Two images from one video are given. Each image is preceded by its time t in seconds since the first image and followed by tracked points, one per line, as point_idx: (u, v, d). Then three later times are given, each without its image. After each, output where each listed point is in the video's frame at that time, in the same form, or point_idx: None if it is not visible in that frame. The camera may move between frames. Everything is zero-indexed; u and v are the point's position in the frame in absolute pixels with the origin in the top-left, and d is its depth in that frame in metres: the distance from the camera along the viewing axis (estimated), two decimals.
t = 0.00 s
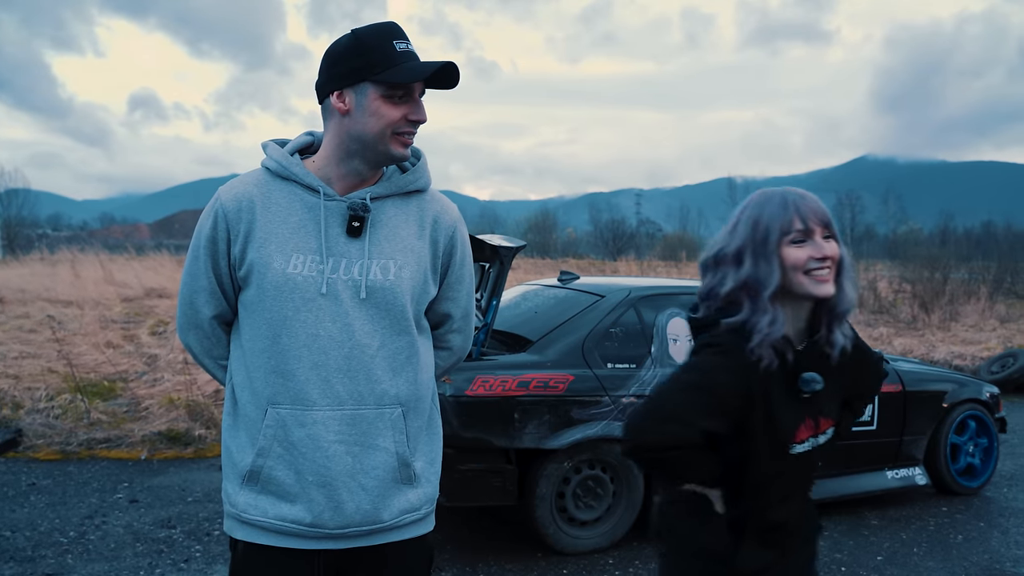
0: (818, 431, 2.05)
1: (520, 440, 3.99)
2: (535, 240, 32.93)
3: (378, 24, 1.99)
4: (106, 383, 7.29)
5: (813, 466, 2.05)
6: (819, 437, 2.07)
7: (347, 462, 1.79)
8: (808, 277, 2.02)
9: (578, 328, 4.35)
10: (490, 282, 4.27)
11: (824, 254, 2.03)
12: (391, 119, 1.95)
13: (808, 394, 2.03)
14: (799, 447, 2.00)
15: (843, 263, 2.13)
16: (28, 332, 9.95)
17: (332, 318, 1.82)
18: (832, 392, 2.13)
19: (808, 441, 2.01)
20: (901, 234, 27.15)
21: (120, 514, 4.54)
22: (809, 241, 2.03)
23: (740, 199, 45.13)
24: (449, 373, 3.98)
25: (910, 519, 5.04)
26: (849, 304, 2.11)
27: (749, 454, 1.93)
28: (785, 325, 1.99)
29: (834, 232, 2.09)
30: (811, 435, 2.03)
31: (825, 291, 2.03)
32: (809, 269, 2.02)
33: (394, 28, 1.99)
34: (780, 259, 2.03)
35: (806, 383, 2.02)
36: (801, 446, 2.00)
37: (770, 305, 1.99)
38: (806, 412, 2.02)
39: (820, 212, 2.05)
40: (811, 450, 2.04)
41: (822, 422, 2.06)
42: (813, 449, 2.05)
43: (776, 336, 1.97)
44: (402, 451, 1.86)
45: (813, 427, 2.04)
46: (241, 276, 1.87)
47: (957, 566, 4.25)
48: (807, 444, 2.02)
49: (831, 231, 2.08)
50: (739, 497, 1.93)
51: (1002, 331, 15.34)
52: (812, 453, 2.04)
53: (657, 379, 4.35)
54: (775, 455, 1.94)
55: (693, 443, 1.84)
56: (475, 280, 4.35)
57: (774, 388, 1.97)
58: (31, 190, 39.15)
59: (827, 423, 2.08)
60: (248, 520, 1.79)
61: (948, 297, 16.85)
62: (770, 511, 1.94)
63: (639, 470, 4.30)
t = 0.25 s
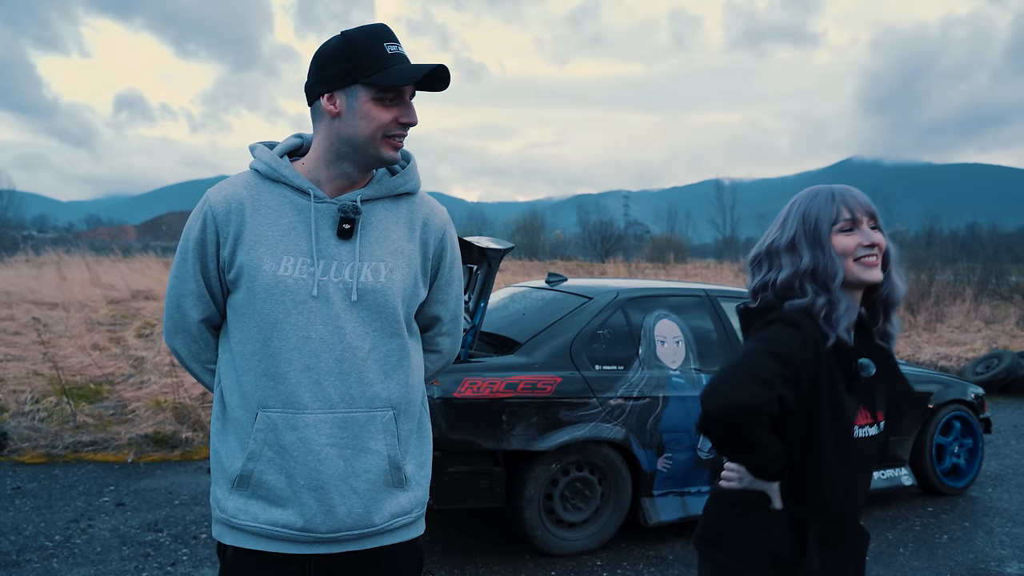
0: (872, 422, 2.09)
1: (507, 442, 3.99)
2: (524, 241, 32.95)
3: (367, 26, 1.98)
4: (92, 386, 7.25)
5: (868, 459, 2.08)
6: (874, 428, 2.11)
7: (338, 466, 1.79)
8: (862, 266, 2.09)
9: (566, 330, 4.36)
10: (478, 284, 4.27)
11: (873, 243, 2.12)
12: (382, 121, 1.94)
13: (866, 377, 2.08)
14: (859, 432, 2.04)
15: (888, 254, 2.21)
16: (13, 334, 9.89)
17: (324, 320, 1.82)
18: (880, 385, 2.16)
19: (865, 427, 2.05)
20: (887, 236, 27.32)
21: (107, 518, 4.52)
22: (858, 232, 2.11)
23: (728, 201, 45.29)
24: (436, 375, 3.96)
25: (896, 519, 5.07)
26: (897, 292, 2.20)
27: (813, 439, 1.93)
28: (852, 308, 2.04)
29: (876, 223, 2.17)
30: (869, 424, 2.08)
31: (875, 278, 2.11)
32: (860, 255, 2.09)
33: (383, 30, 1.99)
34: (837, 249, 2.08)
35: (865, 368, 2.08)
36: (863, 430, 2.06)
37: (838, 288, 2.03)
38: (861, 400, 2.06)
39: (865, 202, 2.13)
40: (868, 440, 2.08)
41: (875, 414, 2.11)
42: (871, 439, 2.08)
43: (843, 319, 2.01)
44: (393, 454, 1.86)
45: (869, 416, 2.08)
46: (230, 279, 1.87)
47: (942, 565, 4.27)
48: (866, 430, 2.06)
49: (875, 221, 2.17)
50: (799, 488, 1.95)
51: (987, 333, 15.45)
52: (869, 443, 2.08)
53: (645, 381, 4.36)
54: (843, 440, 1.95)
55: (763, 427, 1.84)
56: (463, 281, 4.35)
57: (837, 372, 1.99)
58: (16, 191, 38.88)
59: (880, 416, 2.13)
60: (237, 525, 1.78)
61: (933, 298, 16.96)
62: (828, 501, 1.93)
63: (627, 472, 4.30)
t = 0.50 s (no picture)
0: (867, 405, 2.00)
1: (496, 443, 4.00)
2: (514, 243, 32.97)
3: (361, 29, 1.99)
4: (79, 388, 7.21)
5: (863, 445, 1.98)
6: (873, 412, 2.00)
7: (329, 469, 1.79)
8: (842, 250, 2.11)
9: (554, 332, 4.36)
10: (466, 285, 4.27)
11: (857, 229, 2.11)
12: (376, 125, 1.95)
13: (854, 358, 2.02)
14: (835, 404, 1.97)
15: (905, 243, 2.13)
16: None
17: (315, 323, 1.83)
18: (890, 374, 2.08)
19: (845, 402, 1.98)
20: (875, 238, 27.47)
21: (93, 521, 4.50)
22: (843, 218, 2.13)
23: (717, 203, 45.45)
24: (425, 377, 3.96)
25: (884, 519, 5.10)
26: (909, 280, 2.10)
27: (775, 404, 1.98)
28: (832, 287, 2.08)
29: (882, 211, 2.14)
30: (856, 403, 1.99)
31: (862, 262, 2.10)
32: (845, 240, 2.12)
33: (377, 34, 2.00)
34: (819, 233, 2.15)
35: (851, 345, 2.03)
36: (838, 403, 1.97)
37: (813, 266, 2.12)
38: (847, 377, 2.01)
39: (862, 190, 2.14)
40: (857, 421, 1.98)
41: (873, 398, 2.01)
42: (863, 422, 1.99)
43: (814, 296, 2.07)
44: (384, 457, 1.86)
45: (859, 397, 2.00)
46: (222, 281, 1.87)
47: (929, 565, 4.30)
48: (844, 405, 1.97)
49: (873, 208, 2.13)
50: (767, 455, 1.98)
51: (974, 333, 15.54)
52: (862, 425, 1.98)
53: (633, 382, 4.37)
54: (805, 404, 1.96)
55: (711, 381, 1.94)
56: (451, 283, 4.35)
57: (805, 342, 2.02)
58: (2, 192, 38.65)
59: (882, 403, 2.02)
60: (227, 529, 1.78)
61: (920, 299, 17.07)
62: (796, 469, 1.94)
63: (615, 473, 4.31)
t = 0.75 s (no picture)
0: (817, 397, 2.12)
1: (483, 444, 4.01)
2: (502, 244, 32.99)
3: (361, 34, 1.99)
4: (65, 390, 7.18)
5: (813, 433, 2.11)
6: (823, 405, 2.11)
7: (314, 472, 1.79)
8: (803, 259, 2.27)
9: (541, 334, 4.38)
10: (453, 287, 4.27)
11: (812, 239, 2.25)
12: (374, 132, 1.96)
13: (813, 354, 2.16)
14: (779, 391, 2.18)
15: (857, 249, 2.16)
16: None
17: (303, 326, 1.83)
18: (866, 375, 2.11)
19: (792, 391, 2.16)
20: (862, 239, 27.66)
21: (79, 524, 4.48)
22: (808, 229, 2.29)
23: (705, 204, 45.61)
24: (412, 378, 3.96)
25: (870, 519, 5.14)
26: (841, 285, 2.15)
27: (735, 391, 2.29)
28: (796, 295, 2.27)
29: (843, 221, 2.21)
30: (804, 393, 2.14)
31: (812, 271, 2.22)
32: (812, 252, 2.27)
33: (379, 39, 2.00)
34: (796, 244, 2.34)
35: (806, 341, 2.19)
36: (782, 391, 2.18)
37: (790, 276, 2.32)
38: (811, 372, 2.16)
39: (826, 204, 2.25)
40: (804, 410, 2.13)
41: (826, 391, 2.12)
42: (809, 412, 2.12)
43: (777, 304, 2.29)
44: (369, 461, 1.86)
45: (809, 388, 2.14)
46: (212, 281, 1.87)
47: (913, 565, 4.34)
48: (788, 393, 2.17)
49: (833, 219, 2.23)
50: (728, 438, 2.25)
51: (960, 334, 15.65)
52: (807, 415, 2.13)
53: (620, 383, 4.38)
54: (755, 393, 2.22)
55: (678, 368, 2.39)
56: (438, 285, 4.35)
57: (772, 340, 2.26)
58: None
59: (835, 396, 2.11)
60: (212, 528, 1.79)
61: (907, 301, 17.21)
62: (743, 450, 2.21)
63: (602, 474, 4.32)
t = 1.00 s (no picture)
0: (802, 399, 2.14)
1: (473, 445, 4.01)
2: (492, 245, 33.02)
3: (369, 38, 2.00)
4: (53, 391, 7.15)
5: (796, 435, 2.12)
6: (809, 407, 2.12)
7: (307, 471, 1.79)
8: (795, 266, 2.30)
9: (531, 334, 4.38)
10: (443, 288, 4.28)
11: (802, 246, 2.28)
12: (378, 137, 1.97)
13: (799, 358, 2.18)
14: (764, 392, 2.20)
15: (844, 257, 2.18)
16: None
17: (297, 326, 1.83)
18: (848, 380, 2.12)
19: (777, 393, 2.18)
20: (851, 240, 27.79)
21: (68, 525, 4.46)
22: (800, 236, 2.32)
23: (695, 205, 45.73)
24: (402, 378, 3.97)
25: (858, 518, 5.17)
26: (828, 294, 2.16)
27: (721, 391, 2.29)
28: (786, 300, 2.29)
29: (831, 227, 2.23)
30: (789, 395, 2.16)
31: (800, 279, 2.25)
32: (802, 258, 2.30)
33: (385, 45, 2.01)
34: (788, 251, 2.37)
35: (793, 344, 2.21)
36: (768, 392, 2.20)
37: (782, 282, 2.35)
38: (799, 375, 2.17)
39: (815, 210, 2.28)
40: (789, 411, 2.15)
41: (811, 394, 2.13)
42: (794, 414, 2.14)
43: (768, 308, 2.32)
44: (361, 462, 1.86)
45: (795, 389, 2.16)
46: (209, 279, 1.87)
47: (900, 564, 4.36)
48: (774, 395, 2.18)
49: (822, 226, 2.25)
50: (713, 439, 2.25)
51: (948, 334, 15.75)
52: (791, 417, 2.14)
53: (610, 384, 4.39)
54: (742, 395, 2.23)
55: (666, 365, 2.36)
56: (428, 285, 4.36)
57: (761, 342, 2.27)
58: None
59: (820, 399, 2.12)
60: (203, 524, 1.78)
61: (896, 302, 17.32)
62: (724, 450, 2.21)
63: (592, 474, 4.33)
